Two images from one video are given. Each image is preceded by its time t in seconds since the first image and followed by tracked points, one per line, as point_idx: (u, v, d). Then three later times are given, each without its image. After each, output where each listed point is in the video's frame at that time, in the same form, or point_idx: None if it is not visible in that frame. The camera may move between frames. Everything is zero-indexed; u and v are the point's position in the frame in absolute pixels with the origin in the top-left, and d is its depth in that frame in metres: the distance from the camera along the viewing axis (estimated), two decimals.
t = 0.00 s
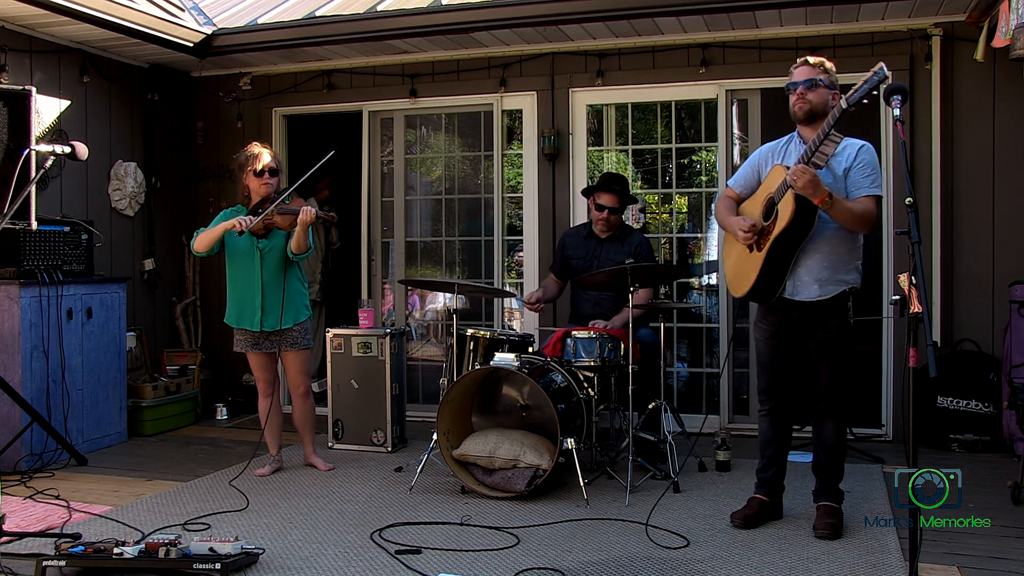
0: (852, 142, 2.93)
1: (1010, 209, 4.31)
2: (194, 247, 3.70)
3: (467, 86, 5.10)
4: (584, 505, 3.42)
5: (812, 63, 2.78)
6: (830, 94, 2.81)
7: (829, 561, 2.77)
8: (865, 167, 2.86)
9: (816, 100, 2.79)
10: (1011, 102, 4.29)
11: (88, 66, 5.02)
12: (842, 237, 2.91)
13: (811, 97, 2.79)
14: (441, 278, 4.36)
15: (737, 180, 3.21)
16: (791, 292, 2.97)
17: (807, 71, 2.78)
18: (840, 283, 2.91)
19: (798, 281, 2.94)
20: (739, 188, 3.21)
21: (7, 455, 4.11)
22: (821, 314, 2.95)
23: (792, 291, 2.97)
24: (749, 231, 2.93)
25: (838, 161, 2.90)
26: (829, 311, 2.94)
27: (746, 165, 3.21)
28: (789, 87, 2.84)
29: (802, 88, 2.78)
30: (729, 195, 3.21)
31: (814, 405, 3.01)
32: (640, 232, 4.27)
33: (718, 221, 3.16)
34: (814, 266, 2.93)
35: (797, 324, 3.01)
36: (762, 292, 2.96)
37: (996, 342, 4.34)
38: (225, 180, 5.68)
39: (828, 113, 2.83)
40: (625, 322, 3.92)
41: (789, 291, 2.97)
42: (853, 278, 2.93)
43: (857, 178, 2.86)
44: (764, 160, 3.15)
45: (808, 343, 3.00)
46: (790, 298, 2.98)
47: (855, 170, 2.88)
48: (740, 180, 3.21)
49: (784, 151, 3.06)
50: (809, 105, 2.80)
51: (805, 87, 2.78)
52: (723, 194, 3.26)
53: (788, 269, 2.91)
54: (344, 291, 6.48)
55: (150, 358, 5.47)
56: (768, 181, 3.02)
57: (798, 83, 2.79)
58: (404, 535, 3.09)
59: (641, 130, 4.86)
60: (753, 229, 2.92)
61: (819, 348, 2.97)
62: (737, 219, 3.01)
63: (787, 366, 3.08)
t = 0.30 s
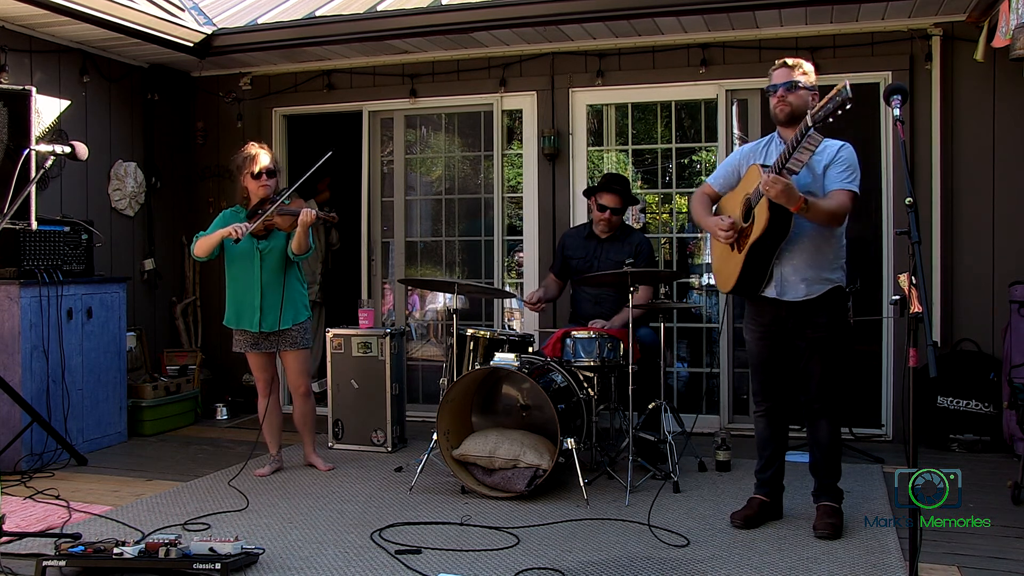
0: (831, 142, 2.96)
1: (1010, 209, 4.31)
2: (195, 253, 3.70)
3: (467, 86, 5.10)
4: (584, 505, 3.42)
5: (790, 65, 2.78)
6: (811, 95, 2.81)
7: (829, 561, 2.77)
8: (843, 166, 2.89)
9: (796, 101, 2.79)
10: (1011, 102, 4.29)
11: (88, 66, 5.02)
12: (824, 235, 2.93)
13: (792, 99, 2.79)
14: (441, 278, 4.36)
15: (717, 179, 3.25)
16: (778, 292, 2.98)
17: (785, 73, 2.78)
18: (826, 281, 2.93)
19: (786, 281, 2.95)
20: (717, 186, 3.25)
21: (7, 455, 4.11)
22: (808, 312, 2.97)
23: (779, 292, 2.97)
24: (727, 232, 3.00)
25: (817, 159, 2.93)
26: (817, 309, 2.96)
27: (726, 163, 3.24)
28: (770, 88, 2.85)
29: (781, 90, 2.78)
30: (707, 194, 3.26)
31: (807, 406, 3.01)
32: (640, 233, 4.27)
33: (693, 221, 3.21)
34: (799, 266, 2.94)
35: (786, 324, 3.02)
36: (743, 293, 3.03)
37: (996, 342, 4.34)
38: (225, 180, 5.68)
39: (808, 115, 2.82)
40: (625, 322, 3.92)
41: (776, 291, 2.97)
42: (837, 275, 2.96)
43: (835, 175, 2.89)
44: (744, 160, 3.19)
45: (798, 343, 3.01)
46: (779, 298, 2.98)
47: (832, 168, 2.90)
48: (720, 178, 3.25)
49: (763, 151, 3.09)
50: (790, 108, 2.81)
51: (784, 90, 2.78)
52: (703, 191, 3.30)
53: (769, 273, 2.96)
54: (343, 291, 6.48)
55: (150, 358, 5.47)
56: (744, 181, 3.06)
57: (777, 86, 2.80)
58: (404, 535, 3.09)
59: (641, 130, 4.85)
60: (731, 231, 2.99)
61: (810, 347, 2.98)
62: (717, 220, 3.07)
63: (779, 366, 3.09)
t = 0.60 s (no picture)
0: (812, 141, 2.95)
1: (1010, 209, 4.31)
2: (194, 257, 3.70)
3: (467, 86, 5.10)
4: (585, 505, 3.42)
5: (764, 69, 2.85)
6: (787, 96, 2.87)
7: (829, 561, 2.77)
8: (826, 166, 2.89)
9: (772, 104, 2.85)
10: (1011, 102, 4.29)
11: (87, 66, 5.02)
12: (809, 238, 2.93)
13: (769, 101, 2.84)
14: (441, 278, 4.36)
15: (702, 187, 3.30)
16: (764, 295, 2.99)
17: (761, 76, 2.85)
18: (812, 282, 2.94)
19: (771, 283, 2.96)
20: (704, 194, 3.31)
21: (7, 455, 4.11)
22: (795, 312, 2.96)
23: (765, 295, 2.98)
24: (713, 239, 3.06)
25: (801, 160, 2.92)
26: (808, 309, 2.96)
27: (710, 171, 3.29)
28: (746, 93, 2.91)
29: (757, 93, 2.84)
30: (695, 203, 3.31)
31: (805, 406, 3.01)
32: (640, 233, 4.27)
33: (684, 230, 3.28)
34: (784, 268, 2.94)
35: (774, 324, 3.02)
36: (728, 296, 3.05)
37: (996, 342, 4.34)
38: (225, 180, 5.68)
39: (786, 115, 2.88)
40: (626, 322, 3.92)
41: (762, 293, 2.98)
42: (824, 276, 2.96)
43: (820, 176, 2.88)
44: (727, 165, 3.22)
45: (787, 342, 3.01)
46: (765, 300, 2.99)
47: (817, 169, 2.90)
48: (706, 185, 3.29)
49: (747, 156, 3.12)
50: (768, 109, 2.86)
51: (761, 92, 2.84)
52: (690, 198, 3.35)
53: (755, 276, 2.97)
54: (343, 291, 6.49)
55: (150, 358, 5.47)
56: (730, 187, 3.11)
57: (754, 88, 2.86)
58: (404, 535, 3.09)
59: (641, 130, 4.86)
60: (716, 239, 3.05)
61: (798, 348, 2.98)
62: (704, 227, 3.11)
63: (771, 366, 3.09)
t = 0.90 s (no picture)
0: (800, 141, 2.96)
1: (1010, 208, 4.31)
2: (197, 254, 3.74)
3: (467, 86, 5.10)
4: (584, 505, 3.42)
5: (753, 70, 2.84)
6: (776, 99, 2.86)
7: (829, 561, 2.77)
8: (814, 165, 2.89)
9: (761, 105, 2.84)
10: (1011, 102, 4.29)
11: (87, 66, 5.02)
12: (796, 238, 2.94)
13: (757, 103, 2.84)
14: (441, 278, 4.36)
15: (693, 188, 3.31)
16: (751, 295, 2.99)
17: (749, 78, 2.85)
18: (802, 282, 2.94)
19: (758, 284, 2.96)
20: (695, 195, 3.32)
21: (7, 455, 4.11)
22: (784, 312, 2.96)
23: (752, 295, 2.99)
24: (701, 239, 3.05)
25: (789, 160, 2.93)
26: (806, 308, 2.95)
27: (701, 173, 3.30)
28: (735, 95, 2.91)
29: (745, 95, 2.84)
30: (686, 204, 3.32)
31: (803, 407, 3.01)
32: (639, 233, 4.27)
33: (675, 231, 3.29)
34: (771, 268, 2.95)
35: (763, 324, 3.03)
36: (716, 296, 3.05)
37: (996, 342, 4.34)
38: (225, 180, 5.68)
39: (774, 117, 2.88)
40: (626, 322, 3.93)
41: (750, 293, 2.99)
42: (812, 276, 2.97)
43: (808, 176, 2.89)
44: (717, 166, 3.23)
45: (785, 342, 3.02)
46: (753, 300, 2.99)
47: (804, 168, 2.90)
48: (697, 187, 3.30)
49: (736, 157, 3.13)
50: (755, 111, 2.85)
51: (749, 94, 2.83)
52: (682, 200, 3.36)
53: (742, 276, 2.98)
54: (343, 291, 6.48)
55: (150, 358, 5.46)
56: (719, 187, 3.11)
57: (741, 90, 2.86)
58: (405, 535, 3.09)
59: (641, 130, 4.86)
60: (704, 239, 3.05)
61: (788, 347, 2.97)
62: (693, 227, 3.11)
63: (765, 366, 3.11)
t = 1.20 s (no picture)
0: (794, 140, 2.96)
1: (1010, 208, 4.31)
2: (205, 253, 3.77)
3: (467, 86, 5.10)
4: (584, 505, 3.42)
5: (746, 72, 2.85)
6: (770, 101, 2.86)
7: (829, 561, 2.77)
8: (807, 164, 2.89)
9: (754, 106, 2.84)
10: (1011, 102, 4.29)
11: (87, 66, 5.02)
12: (789, 237, 2.94)
13: (749, 104, 2.85)
14: (441, 278, 4.36)
15: (690, 189, 3.32)
16: (745, 294, 3.00)
17: (742, 79, 2.86)
18: (794, 281, 2.94)
19: (751, 283, 2.97)
20: (691, 196, 3.32)
21: (7, 455, 4.11)
22: (778, 312, 2.96)
23: (746, 294, 3.00)
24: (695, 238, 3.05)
25: (782, 159, 2.93)
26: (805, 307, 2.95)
27: (697, 174, 3.30)
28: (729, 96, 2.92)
29: (738, 96, 2.85)
30: (683, 205, 3.32)
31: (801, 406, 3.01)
32: (640, 233, 4.27)
33: (670, 232, 3.30)
34: (764, 268, 2.96)
35: (757, 323, 3.03)
36: (711, 296, 3.05)
37: (996, 342, 4.34)
38: (225, 180, 5.68)
39: (767, 119, 2.87)
40: (626, 322, 3.93)
41: (743, 293, 3.00)
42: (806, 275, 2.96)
43: (801, 175, 2.89)
44: (713, 166, 3.23)
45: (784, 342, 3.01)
46: (746, 300, 3.00)
47: (797, 168, 2.91)
48: (694, 188, 3.30)
49: (730, 158, 3.14)
50: (748, 112, 2.86)
51: (741, 96, 2.84)
52: (679, 200, 3.36)
53: (735, 277, 2.99)
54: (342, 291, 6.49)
55: (150, 358, 5.46)
56: (713, 187, 3.12)
57: (734, 92, 2.86)
58: (405, 535, 3.09)
59: (641, 130, 4.86)
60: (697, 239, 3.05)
61: (782, 347, 2.97)
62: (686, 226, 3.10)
63: (763, 365, 3.11)
